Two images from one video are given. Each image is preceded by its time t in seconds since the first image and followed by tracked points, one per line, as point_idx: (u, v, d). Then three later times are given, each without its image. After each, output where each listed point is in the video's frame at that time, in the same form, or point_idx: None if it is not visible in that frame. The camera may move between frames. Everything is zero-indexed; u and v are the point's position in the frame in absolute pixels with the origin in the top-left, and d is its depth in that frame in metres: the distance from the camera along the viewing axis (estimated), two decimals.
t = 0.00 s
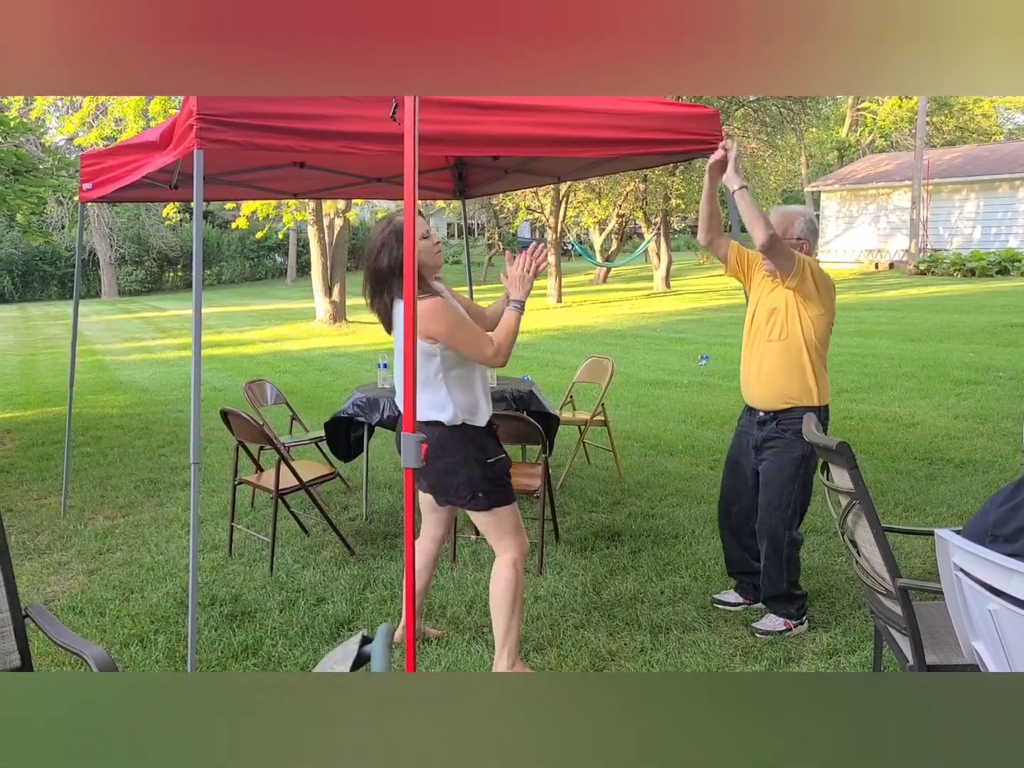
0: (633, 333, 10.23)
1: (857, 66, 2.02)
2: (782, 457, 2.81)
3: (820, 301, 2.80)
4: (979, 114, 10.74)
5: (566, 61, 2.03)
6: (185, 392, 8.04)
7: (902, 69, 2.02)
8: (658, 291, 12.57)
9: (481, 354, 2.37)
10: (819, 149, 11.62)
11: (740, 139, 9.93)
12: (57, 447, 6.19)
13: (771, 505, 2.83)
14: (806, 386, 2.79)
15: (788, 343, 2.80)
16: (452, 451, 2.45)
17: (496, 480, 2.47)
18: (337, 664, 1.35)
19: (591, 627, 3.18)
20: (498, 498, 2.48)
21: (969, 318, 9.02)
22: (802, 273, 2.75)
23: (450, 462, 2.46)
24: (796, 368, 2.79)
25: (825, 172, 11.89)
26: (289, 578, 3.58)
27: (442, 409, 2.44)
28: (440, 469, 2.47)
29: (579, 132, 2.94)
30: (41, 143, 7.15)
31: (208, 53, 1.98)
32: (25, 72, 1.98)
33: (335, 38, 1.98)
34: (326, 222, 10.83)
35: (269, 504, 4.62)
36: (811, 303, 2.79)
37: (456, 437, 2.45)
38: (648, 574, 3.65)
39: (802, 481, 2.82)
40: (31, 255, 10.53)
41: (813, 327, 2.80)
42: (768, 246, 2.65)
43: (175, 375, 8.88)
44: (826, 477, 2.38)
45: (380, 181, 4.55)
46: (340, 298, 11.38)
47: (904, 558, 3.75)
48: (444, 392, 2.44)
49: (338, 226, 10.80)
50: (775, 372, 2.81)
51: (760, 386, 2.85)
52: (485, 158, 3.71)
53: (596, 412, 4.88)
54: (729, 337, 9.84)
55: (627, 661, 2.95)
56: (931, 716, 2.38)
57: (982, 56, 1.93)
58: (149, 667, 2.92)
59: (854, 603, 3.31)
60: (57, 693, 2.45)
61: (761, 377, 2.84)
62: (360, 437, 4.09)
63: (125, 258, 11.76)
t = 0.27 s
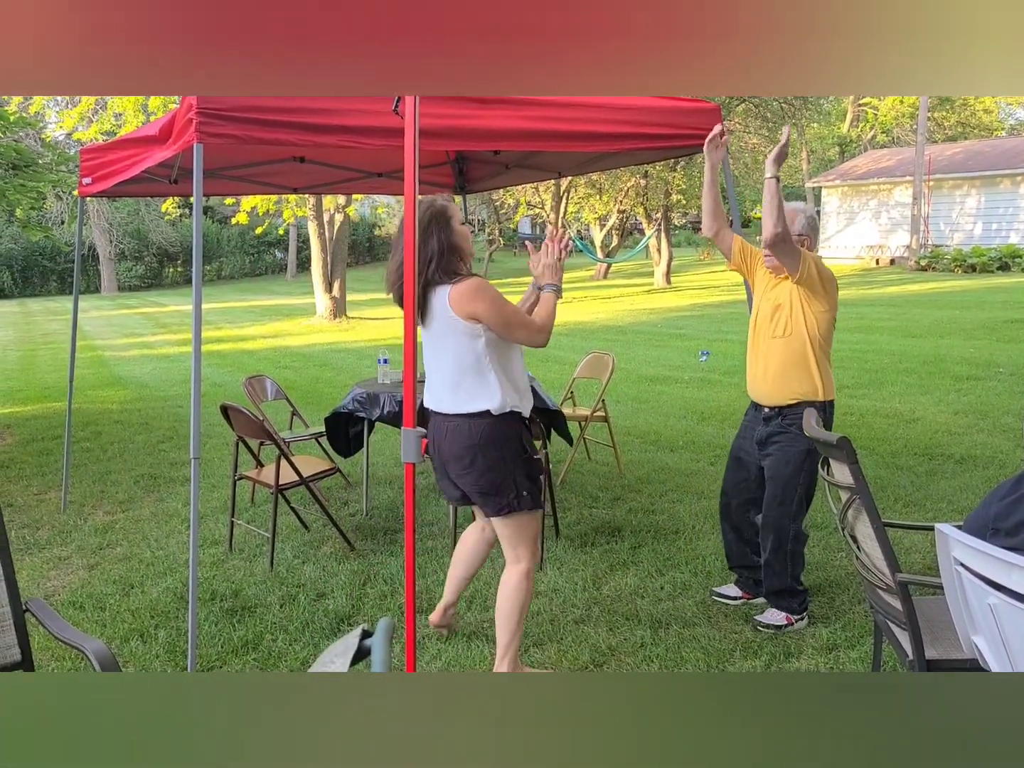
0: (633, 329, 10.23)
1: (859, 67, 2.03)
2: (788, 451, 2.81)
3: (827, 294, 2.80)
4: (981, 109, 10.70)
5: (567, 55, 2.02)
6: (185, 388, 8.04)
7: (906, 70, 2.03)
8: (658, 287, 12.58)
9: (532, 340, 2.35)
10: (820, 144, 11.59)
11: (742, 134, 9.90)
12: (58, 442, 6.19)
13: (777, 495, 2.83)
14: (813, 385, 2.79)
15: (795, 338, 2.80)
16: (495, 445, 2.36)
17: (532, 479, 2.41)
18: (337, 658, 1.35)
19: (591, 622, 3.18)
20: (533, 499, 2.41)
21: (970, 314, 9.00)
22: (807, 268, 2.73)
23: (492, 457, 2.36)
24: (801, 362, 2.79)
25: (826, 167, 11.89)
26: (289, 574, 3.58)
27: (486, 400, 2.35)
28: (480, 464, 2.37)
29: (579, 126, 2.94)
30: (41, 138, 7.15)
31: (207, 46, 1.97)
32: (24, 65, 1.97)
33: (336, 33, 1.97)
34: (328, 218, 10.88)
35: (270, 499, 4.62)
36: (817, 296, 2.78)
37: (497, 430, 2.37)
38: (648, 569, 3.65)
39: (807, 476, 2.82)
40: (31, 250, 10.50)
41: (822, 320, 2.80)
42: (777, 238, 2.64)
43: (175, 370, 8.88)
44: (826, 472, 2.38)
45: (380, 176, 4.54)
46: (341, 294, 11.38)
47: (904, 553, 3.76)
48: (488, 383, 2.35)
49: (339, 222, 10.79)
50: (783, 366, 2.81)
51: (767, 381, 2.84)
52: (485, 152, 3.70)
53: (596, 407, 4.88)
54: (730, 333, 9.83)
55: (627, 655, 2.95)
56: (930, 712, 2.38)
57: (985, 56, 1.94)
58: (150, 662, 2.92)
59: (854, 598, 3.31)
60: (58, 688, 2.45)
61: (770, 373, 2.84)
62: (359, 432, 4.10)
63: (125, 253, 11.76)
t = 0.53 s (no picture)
0: (633, 326, 10.23)
1: (861, 66, 2.05)
2: (796, 438, 2.82)
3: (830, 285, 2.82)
4: (981, 106, 10.68)
5: (568, 50, 2.02)
6: (184, 384, 8.03)
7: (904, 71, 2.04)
8: (657, 284, 12.59)
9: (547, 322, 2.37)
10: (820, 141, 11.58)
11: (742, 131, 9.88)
12: (57, 437, 6.19)
13: (783, 486, 2.85)
14: (812, 372, 2.80)
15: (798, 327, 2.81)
16: (500, 438, 2.36)
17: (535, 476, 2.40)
18: (337, 654, 1.35)
19: (590, 618, 3.19)
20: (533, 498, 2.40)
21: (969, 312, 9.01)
22: (818, 261, 2.78)
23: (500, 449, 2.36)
24: (803, 349, 2.80)
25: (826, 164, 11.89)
26: (289, 569, 3.58)
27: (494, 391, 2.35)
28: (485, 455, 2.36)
29: (580, 122, 2.93)
30: (41, 133, 7.14)
31: (208, 42, 1.97)
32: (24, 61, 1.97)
33: (337, 29, 1.97)
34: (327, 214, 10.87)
35: (269, 495, 4.63)
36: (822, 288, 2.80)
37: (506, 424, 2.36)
38: (648, 565, 3.66)
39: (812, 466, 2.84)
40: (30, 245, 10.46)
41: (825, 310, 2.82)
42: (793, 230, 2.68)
43: (174, 367, 8.88)
44: (825, 469, 2.38)
45: (380, 172, 4.54)
46: (340, 291, 11.38)
47: (903, 549, 3.76)
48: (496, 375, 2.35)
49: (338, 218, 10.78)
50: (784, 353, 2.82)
51: (767, 370, 2.85)
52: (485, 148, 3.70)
53: (596, 404, 4.88)
54: (729, 330, 9.84)
55: (626, 651, 2.96)
56: (929, 708, 2.38)
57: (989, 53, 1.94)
58: (150, 658, 2.93)
59: (853, 594, 3.32)
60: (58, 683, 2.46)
61: (771, 359, 2.84)
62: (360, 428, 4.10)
63: (124, 249, 11.75)
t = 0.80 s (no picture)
0: (632, 318, 10.22)
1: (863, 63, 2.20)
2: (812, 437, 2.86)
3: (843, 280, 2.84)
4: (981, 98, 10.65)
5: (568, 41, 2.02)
6: (183, 375, 8.03)
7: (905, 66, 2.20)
8: (656, 276, 12.57)
9: (536, 325, 2.37)
10: (820, 133, 11.56)
11: (741, 122, 9.86)
12: (55, 428, 6.19)
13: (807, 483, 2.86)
14: (825, 366, 2.83)
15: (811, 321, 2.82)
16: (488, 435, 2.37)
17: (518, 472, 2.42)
18: (335, 644, 1.34)
19: (589, 609, 3.20)
20: (516, 491, 2.43)
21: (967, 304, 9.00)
22: (829, 257, 2.76)
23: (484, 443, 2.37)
24: (816, 342, 2.82)
25: (826, 156, 11.85)
26: (287, 560, 3.59)
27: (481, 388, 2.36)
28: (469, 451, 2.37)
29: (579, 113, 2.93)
30: (38, 123, 7.10)
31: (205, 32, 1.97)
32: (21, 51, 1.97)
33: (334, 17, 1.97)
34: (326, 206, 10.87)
35: (268, 486, 4.63)
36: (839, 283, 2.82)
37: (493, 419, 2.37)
38: (646, 556, 3.67)
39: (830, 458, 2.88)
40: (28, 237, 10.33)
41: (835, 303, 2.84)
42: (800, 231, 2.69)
43: (173, 358, 8.87)
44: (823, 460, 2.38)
45: (378, 162, 4.53)
46: (339, 283, 11.35)
47: (901, 540, 3.78)
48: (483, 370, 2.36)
49: (337, 209, 10.75)
50: (795, 348, 2.83)
51: (780, 362, 2.85)
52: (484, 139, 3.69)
53: (595, 395, 4.88)
54: (728, 322, 9.83)
55: (624, 642, 2.97)
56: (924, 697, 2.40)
57: (984, 57, 2.15)
58: (148, 648, 2.93)
59: (851, 584, 3.33)
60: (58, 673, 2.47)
61: (784, 350, 2.85)
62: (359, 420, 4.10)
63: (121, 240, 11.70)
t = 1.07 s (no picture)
0: (630, 312, 10.22)
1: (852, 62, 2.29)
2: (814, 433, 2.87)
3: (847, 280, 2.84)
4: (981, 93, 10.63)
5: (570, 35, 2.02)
6: (181, 368, 8.02)
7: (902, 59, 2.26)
8: (654, 270, 12.56)
9: (540, 322, 2.39)
10: (819, 127, 11.55)
11: (741, 116, 9.84)
12: (53, 421, 6.19)
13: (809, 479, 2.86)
14: (830, 364, 2.83)
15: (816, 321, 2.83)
16: (478, 430, 2.38)
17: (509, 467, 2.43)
18: (334, 636, 1.35)
19: (586, 603, 3.20)
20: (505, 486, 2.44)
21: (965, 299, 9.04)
22: (827, 254, 2.77)
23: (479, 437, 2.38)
24: (820, 341, 2.82)
25: (825, 151, 11.83)
26: (285, 554, 3.59)
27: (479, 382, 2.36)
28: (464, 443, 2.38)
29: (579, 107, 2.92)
30: (35, 114, 7.08)
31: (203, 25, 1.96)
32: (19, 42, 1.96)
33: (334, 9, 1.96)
34: (324, 199, 10.86)
35: (266, 479, 4.64)
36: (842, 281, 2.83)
37: (490, 412, 2.38)
38: (644, 551, 3.67)
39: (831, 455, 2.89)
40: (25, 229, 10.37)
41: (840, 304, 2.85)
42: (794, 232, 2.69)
43: (171, 351, 8.86)
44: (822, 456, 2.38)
45: (377, 156, 4.51)
46: (337, 276, 11.33)
47: (898, 535, 3.79)
48: (483, 363, 2.36)
49: (335, 203, 10.73)
50: (802, 349, 2.83)
51: (785, 360, 2.86)
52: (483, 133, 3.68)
53: (593, 390, 4.88)
54: (726, 317, 9.83)
55: (622, 636, 2.97)
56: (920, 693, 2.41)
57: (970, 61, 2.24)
58: (147, 641, 2.94)
59: (848, 580, 3.33)
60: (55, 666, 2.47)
61: (790, 353, 2.85)
62: (358, 414, 4.10)
63: (119, 233, 11.66)
